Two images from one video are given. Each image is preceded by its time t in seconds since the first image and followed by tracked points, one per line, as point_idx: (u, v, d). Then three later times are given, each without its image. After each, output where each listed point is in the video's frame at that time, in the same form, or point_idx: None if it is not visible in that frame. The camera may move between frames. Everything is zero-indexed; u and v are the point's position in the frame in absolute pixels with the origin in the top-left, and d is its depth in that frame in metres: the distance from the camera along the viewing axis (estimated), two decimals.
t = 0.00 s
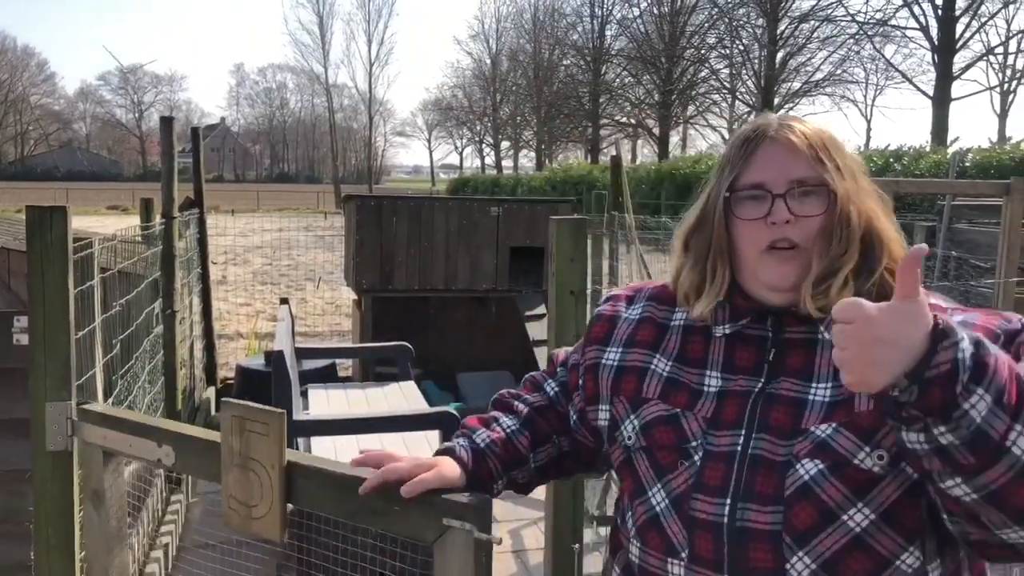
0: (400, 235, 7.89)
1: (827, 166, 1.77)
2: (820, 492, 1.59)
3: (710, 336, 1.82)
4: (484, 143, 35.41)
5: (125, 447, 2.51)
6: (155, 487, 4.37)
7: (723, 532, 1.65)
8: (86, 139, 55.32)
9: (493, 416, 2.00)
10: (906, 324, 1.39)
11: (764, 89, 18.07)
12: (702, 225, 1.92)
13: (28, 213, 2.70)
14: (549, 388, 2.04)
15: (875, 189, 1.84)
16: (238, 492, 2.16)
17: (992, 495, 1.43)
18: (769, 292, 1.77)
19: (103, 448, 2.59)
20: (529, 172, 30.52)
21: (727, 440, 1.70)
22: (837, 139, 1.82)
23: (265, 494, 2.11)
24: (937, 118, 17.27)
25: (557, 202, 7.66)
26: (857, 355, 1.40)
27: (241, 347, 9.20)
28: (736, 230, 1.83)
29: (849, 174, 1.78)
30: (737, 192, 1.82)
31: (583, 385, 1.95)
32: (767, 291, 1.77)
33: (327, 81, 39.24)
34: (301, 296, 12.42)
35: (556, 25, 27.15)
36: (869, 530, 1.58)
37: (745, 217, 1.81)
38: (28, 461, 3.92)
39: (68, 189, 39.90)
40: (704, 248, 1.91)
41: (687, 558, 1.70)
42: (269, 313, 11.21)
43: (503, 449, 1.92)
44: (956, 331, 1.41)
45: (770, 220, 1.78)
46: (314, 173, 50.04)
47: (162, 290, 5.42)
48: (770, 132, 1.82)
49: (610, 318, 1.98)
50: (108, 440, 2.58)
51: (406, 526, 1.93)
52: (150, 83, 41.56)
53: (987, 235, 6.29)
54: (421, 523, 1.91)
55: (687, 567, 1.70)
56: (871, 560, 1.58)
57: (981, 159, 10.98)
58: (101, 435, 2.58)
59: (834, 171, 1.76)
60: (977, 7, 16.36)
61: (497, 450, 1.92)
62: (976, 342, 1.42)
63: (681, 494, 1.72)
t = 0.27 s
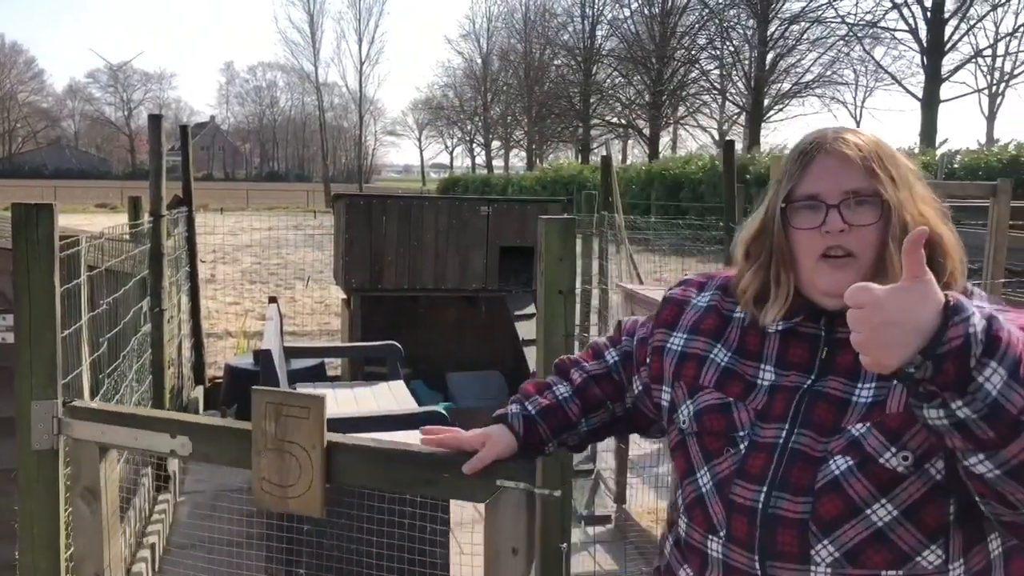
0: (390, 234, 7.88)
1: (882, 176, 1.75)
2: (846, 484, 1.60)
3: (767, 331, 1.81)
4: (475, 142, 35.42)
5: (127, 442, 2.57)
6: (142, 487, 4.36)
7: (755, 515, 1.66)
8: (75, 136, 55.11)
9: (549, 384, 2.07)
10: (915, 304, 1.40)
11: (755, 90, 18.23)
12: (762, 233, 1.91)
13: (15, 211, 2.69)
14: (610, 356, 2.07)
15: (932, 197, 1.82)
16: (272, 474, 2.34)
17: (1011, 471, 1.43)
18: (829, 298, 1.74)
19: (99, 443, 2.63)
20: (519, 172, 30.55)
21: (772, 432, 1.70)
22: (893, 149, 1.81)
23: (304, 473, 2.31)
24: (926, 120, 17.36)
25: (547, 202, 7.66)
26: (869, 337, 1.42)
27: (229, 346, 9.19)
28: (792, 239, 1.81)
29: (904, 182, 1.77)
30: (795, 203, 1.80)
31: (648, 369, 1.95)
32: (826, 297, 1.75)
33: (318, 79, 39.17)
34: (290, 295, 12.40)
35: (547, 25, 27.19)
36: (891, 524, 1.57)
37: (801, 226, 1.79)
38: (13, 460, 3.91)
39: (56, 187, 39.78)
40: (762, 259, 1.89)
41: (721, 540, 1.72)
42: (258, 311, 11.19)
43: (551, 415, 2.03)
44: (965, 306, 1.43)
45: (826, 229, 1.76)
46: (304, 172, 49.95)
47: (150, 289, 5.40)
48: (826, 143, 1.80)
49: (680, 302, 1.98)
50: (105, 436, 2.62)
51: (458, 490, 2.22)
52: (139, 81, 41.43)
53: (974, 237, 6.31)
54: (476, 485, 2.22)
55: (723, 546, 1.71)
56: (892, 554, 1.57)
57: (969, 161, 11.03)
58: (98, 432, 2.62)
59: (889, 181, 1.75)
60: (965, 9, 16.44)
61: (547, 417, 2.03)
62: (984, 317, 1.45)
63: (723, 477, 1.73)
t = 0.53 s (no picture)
0: (380, 233, 7.88)
1: (886, 172, 1.77)
2: (826, 454, 1.65)
3: (775, 315, 1.87)
4: (465, 141, 35.38)
5: (124, 438, 2.54)
6: (130, 486, 4.35)
7: (741, 480, 1.74)
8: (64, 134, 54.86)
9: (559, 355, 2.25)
10: (885, 279, 1.43)
11: (745, 90, 18.26)
12: (773, 230, 1.95)
13: None
14: (624, 334, 2.21)
15: (939, 191, 1.85)
16: (285, 461, 2.42)
17: (966, 445, 1.45)
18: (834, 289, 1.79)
19: (92, 440, 2.59)
20: (510, 172, 30.52)
21: (767, 404, 1.77)
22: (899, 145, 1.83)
23: (319, 456, 2.41)
24: (915, 120, 17.43)
25: (537, 202, 7.66)
26: (839, 308, 1.45)
27: (218, 345, 9.16)
28: (799, 231, 1.86)
29: (910, 177, 1.79)
30: (802, 196, 1.84)
31: (671, 344, 2.06)
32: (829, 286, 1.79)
33: (308, 78, 39.10)
34: (280, 294, 12.37)
35: (538, 25, 27.17)
36: (864, 495, 1.62)
37: (807, 219, 1.83)
38: None
39: (43, 185, 39.54)
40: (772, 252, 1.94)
41: (711, 503, 1.81)
42: (248, 311, 11.16)
43: (550, 386, 2.21)
44: (932, 284, 1.45)
45: (830, 222, 1.79)
46: (295, 171, 49.84)
47: (138, 288, 5.37)
48: (834, 140, 1.83)
49: (705, 283, 2.06)
50: (99, 432, 2.58)
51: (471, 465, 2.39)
52: (128, 79, 41.21)
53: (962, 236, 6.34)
54: (489, 460, 2.39)
55: (712, 510, 1.80)
56: (864, 524, 1.62)
57: (958, 161, 11.08)
58: (90, 428, 2.58)
59: (892, 175, 1.77)
60: (954, 10, 16.51)
61: (549, 391, 2.21)
62: (951, 296, 1.46)
63: (718, 446, 1.81)
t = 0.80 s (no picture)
0: (372, 232, 7.87)
1: (852, 167, 1.78)
2: (788, 442, 1.67)
3: (747, 308, 1.89)
4: (458, 140, 35.33)
5: (119, 434, 2.48)
6: (120, 486, 4.33)
7: (706, 467, 1.77)
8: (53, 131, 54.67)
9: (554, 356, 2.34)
10: (842, 271, 1.44)
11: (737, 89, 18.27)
12: (747, 224, 1.95)
13: None
14: (615, 342, 2.30)
15: (905, 188, 1.87)
16: (287, 452, 2.43)
17: (912, 433, 1.46)
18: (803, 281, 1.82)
19: (85, 436, 2.51)
20: (503, 170, 30.50)
21: (733, 394, 1.79)
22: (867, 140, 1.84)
23: (320, 446, 2.43)
24: (906, 119, 17.48)
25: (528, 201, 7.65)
26: (798, 299, 1.47)
27: (209, 344, 9.13)
28: (771, 226, 1.86)
29: (876, 171, 1.80)
30: (772, 190, 1.84)
31: (647, 337, 2.09)
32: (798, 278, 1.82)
33: (301, 77, 39.02)
34: (271, 293, 12.33)
35: (530, 23, 27.16)
36: (823, 482, 1.64)
37: (778, 213, 1.83)
38: None
39: (33, 183, 39.32)
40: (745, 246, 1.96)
41: (678, 489, 1.84)
42: (239, 310, 11.12)
43: (540, 392, 2.30)
44: (887, 277, 1.45)
45: (798, 216, 1.80)
46: (286, 169, 49.75)
47: (128, 287, 5.35)
48: (802, 135, 1.84)
49: (681, 283, 2.10)
50: (92, 428, 2.51)
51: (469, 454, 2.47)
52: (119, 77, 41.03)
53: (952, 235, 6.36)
54: (483, 447, 2.48)
55: (678, 496, 1.83)
56: (822, 510, 1.64)
57: (948, 160, 11.12)
58: (84, 425, 2.51)
59: (859, 170, 1.78)
60: (945, 10, 16.57)
61: (537, 393, 2.30)
62: (905, 289, 1.47)
63: (685, 433, 1.84)
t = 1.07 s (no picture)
0: (366, 231, 7.87)
1: (813, 164, 1.82)
2: (749, 430, 1.72)
3: (714, 302, 1.97)
4: (452, 139, 35.29)
5: (116, 433, 2.45)
6: (113, 486, 4.31)
7: (672, 455, 1.84)
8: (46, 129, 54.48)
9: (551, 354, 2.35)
10: (804, 273, 1.48)
11: (731, 88, 18.26)
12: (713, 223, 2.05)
13: None
14: (605, 342, 2.32)
15: (867, 183, 1.91)
16: (285, 447, 2.43)
17: (870, 430, 1.49)
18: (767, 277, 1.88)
19: (79, 436, 2.48)
20: (497, 169, 30.48)
21: (697, 383, 1.86)
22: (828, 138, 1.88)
23: (318, 442, 2.43)
24: (899, 119, 17.53)
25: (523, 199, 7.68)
26: (768, 297, 1.50)
27: (203, 343, 9.11)
28: (737, 223, 1.92)
29: (836, 167, 1.85)
30: (737, 189, 1.90)
31: (624, 333, 2.17)
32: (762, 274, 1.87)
33: (294, 75, 38.97)
34: (265, 292, 12.31)
35: (524, 21, 27.16)
36: (784, 470, 1.69)
37: (742, 210, 1.89)
38: None
39: (25, 182, 39.15)
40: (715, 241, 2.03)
41: (646, 478, 1.92)
42: (232, 309, 11.09)
43: (536, 392, 2.31)
44: (850, 278, 1.49)
45: (761, 213, 1.85)
46: (279, 168, 49.65)
47: (121, 286, 5.33)
48: (765, 135, 1.89)
49: (656, 283, 2.20)
50: (86, 427, 2.48)
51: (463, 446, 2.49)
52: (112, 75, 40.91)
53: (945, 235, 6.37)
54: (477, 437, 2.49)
55: (647, 485, 1.90)
56: (782, 497, 1.70)
57: (941, 159, 11.16)
58: (77, 424, 2.47)
59: (820, 167, 1.82)
60: (937, 10, 16.62)
61: (530, 394, 2.32)
62: (868, 291, 1.50)
63: (653, 423, 1.91)
